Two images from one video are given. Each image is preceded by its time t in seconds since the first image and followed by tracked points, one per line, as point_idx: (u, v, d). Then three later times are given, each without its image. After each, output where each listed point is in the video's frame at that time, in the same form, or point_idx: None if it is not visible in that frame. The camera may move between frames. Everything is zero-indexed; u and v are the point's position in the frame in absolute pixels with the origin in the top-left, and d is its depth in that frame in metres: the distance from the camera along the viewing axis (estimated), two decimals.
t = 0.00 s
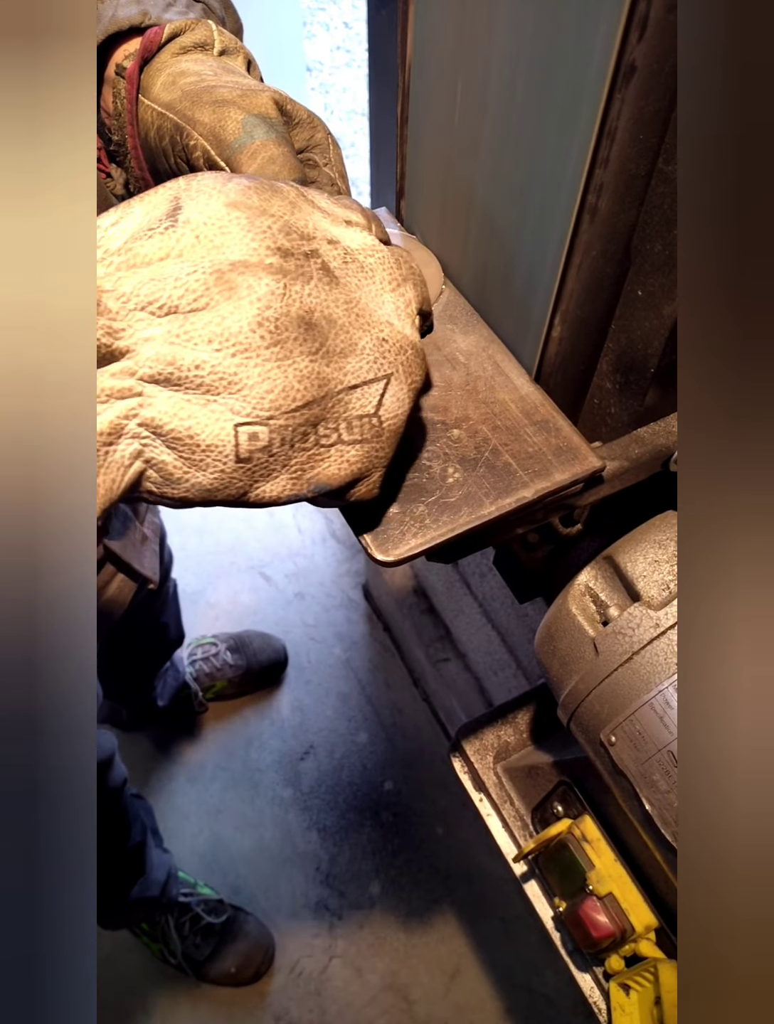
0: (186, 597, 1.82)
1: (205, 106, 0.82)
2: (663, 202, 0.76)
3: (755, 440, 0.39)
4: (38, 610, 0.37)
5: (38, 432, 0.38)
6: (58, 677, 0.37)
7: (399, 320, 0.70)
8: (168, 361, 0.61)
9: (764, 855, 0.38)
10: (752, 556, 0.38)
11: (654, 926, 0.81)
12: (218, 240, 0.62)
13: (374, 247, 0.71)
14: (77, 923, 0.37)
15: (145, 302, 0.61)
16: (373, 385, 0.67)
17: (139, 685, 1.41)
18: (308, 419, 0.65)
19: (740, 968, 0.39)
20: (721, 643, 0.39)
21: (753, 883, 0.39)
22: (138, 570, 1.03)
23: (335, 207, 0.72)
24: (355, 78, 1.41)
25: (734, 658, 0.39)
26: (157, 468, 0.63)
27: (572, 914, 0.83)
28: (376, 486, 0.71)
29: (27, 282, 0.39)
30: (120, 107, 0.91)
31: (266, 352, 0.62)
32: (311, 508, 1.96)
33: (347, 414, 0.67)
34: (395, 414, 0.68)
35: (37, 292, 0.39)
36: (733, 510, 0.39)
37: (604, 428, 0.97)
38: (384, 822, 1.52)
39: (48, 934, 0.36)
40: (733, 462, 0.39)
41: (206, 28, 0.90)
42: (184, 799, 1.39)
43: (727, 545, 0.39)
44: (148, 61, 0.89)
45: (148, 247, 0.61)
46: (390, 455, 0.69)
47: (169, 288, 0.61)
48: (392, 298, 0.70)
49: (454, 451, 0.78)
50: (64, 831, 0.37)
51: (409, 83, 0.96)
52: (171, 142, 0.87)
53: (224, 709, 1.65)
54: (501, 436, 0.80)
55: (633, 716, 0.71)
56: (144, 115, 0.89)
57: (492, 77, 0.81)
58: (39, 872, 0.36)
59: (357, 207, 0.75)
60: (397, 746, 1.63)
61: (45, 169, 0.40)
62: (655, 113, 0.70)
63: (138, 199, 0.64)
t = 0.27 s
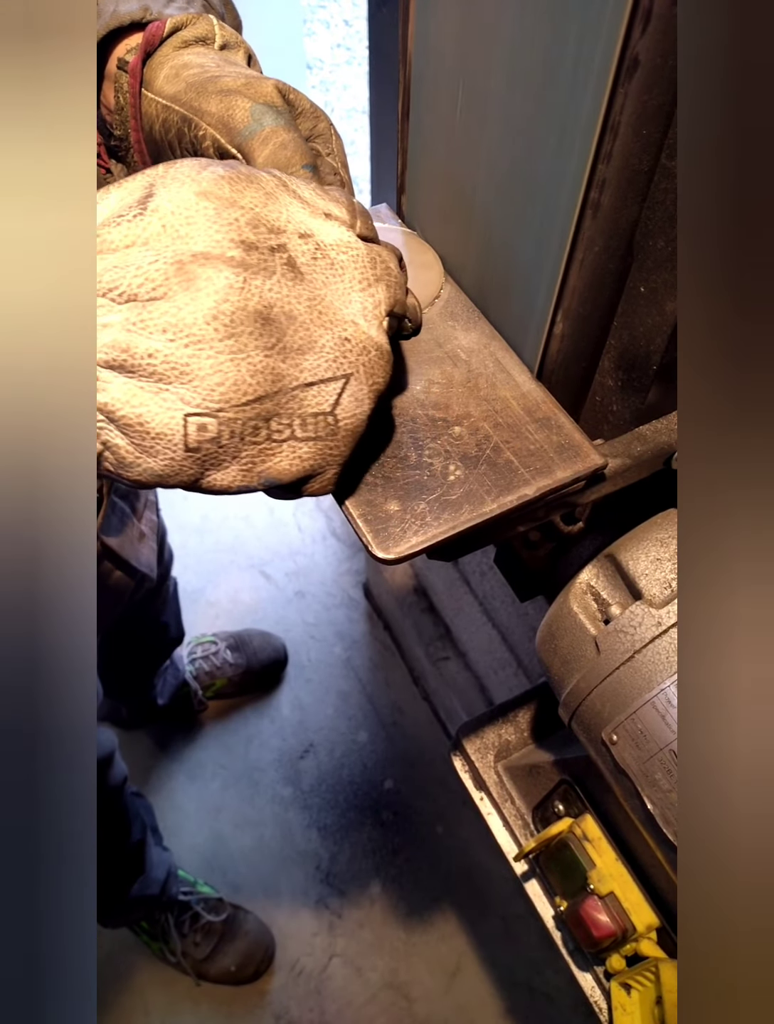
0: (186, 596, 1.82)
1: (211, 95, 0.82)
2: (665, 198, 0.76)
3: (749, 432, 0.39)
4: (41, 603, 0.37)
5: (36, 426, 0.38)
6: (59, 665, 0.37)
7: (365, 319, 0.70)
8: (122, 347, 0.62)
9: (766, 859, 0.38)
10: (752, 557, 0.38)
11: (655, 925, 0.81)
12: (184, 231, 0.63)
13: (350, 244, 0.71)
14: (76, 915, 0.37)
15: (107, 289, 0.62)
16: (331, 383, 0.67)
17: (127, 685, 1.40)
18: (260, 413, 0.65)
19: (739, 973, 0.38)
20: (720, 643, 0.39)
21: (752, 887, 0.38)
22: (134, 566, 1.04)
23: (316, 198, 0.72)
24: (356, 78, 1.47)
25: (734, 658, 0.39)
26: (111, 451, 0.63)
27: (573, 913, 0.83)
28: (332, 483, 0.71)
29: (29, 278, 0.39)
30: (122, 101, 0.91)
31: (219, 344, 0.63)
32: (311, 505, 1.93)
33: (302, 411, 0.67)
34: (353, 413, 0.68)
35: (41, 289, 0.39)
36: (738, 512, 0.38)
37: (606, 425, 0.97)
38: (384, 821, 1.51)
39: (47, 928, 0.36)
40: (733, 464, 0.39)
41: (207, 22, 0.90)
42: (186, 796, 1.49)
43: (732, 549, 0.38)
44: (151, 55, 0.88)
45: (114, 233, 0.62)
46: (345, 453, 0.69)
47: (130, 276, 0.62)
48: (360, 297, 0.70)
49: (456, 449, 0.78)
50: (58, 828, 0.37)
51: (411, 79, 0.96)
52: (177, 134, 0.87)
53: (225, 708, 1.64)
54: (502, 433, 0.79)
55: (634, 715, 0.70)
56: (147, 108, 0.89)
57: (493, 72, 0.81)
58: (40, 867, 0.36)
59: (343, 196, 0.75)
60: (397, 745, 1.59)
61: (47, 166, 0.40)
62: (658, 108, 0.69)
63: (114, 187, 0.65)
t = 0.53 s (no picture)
0: (184, 593, 1.81)
1: (220, 82, 0.81)
2: (664, 190, 0.76)
3: (752, 422, 0.38)
4: (40, 612, 0.37)
5: (36, 422, 0.37)
6: (59, 674, 0.37)
7: (334, 305, 0.69)
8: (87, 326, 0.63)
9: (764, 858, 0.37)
10: (750, 554, 0.37)
11: (653, 923, 0.81)
12: (153, 213, 0.64)
13: (324, 228, 0.70)
14: (67, 908, 0.37)
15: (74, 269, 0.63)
16: (294, 368, 0.67)
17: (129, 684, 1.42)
18: (219, 394, 0.65)
19: (741, 974, 0.38)
20: (724, 643, 0.39)
21: (753, 886, 0.38)
22: (129, 561, 1.05)
23: (297, 180, 0.71)
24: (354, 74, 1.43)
25: (736, 657, 0.38)
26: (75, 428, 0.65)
27: (571, 912, 0.82)
28: (296, 468, 0.70)
29: (25, 269, 0.38)
30: (125, 90, 0.90)
31: (179, 324, 0.64)
32: (310, 503, 1.92)
33: (262, 395, 0.67)
34: (316, 399, 0.68)
35: (37, 282, 0.39)
36: (731, 507, 0.38)
37: (604, 420, 0.97)
38: (382, 819, 1.48)
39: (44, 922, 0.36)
40: (732, 460, 0.38)
41: (209, 12, 0.89)
42: (185, 796, 1.53)
43: (731, 548, 0.38)
44: (155, 44, 0.87)
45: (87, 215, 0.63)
46: (309, 439, 0.69)
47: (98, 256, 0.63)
48: (330, 282, 0.69)
49: (453, 443, 0.77)
50: (57, 819, 0.37)
51: (408, 76, 0.95)
52: (186, 121, 0.85)
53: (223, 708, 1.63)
54: (501, 428, 0.79)
55: (633, 712, 0.70)
56: (153, 97, 0.87)
57: (488, 64, 0.81)
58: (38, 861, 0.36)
59: (330, 181, 0.73)
60: (395, 743, 1.57)
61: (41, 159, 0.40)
62: (655, 99, 0.69)
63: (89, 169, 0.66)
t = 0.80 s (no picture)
0: (183, 593, 1.81)
1: (231, 73, 0.81)
2: (665, 187, 0.76)
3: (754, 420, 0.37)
4: (40, 594, 0.36)
5: (35, 415, 0.37)
6: (57, 663, 0.37)
7: (314, 297, 0.69)
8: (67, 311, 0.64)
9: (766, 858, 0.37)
10: (752, 551, 0.37)
11: (653, 923, 0.81)
12: (138, 203, 0.66)
13: (310, 219, 0.70)
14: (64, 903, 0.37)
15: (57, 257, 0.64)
16: (268, 356, 0.67)
17: (127, 682, 1.42)
18: (191, 379, 0.66)
19: (743, 975, 0.37)
20: (725, 644, 0.38)
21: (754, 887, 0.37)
22: (129, 556, 1.04)
23: (289, 170, 0.72)
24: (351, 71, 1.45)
25: (737, 658, 0.38)
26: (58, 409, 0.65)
27: (571, 911, 0.82)
28: (272, 456, 0.69)
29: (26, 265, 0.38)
30: (132, 82, 0.89)
31: (154, 308, 0.65)
32: (308, 503, 1.92)
33: (236, 381, 0.66)
34: (293, 388, 0.68)
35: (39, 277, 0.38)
36: (729, 503, 0.38)
37: (604, 418, 0.97)
38: (381, 818, 1.48)
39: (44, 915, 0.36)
40: (733, 458, 0.38)
41: (217, 7, 0.89)
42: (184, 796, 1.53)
43: (729, 545, 0.38)
44: (163, 37, 0.87)
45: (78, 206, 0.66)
46: (285, 428, 0.68)
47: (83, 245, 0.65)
48: (312, 272, 0.69)
49: (453, 442, 0.77)
50: (56, 811, 0.37)
51: (407, 74, 0.95)
52: (196, 113, 0.85)
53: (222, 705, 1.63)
54: (500, 426, 0.79)
55: (632, 711, 0.70)
56: (161, 89, 0.87)
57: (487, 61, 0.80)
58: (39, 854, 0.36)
59: (325, 169, 0.74)
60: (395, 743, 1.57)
61: (46, 154, 0.39)
62: (656, 95, 0.69)
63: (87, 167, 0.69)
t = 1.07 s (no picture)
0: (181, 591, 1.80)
1: (199, 65, 0.82)
2: (661, 184, 0.75)
3: (756, 426, 0.39)
4: (39, 620, 0.38)
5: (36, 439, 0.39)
6: (58, 697, 0.38)
7: (400, 259, 0.68)
8: (164, 330, 0.48)
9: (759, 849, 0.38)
10: (756, 553, 0.38)
11: (652, 921, 0.78)
12: (195, 204, 0.53)
13: (356, 197, 0.69)
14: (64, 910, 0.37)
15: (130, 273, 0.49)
16: (377, 328, 0.63)
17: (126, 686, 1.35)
18: (319, 370, 0.58)
19: (733, 971, 0.38)
20: (724, 641, 0.39)
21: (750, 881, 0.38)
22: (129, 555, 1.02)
23: (313, 175, 0.68)
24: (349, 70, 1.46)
25: (737, 653, 0.39)
26: (168, 449, 0.49)
27: (569, 908, 0.83)
28: (397, 440, 0.67)
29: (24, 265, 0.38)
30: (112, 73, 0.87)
31: (265, 305, 0.53)
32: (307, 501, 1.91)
33: (354, 364, 0.61)
34: (406, 355, 0.66)
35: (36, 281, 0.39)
36: (726, 505, 0.39)
37: (602, 415, 0.96)
38: (380, 815, 1.55)
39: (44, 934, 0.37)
40: (734, 455, 0.39)
41: None
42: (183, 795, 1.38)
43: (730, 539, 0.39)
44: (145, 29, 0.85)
45: (116, 217, 0.50)
46: (403, 403, 0.66)
47: (144, 260, 0.49)
48: (387, 238, 0.68)
49: (450, 438, 0.77)
50: (55, 831, 0.37)
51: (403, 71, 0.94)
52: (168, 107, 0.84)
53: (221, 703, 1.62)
54: (497, 424, 0.78)
55: (631, 709, 0.70)
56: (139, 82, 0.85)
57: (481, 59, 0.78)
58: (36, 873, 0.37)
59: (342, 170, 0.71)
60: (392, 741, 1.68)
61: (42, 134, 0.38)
62: (654, 90, 0.69)
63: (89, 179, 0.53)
